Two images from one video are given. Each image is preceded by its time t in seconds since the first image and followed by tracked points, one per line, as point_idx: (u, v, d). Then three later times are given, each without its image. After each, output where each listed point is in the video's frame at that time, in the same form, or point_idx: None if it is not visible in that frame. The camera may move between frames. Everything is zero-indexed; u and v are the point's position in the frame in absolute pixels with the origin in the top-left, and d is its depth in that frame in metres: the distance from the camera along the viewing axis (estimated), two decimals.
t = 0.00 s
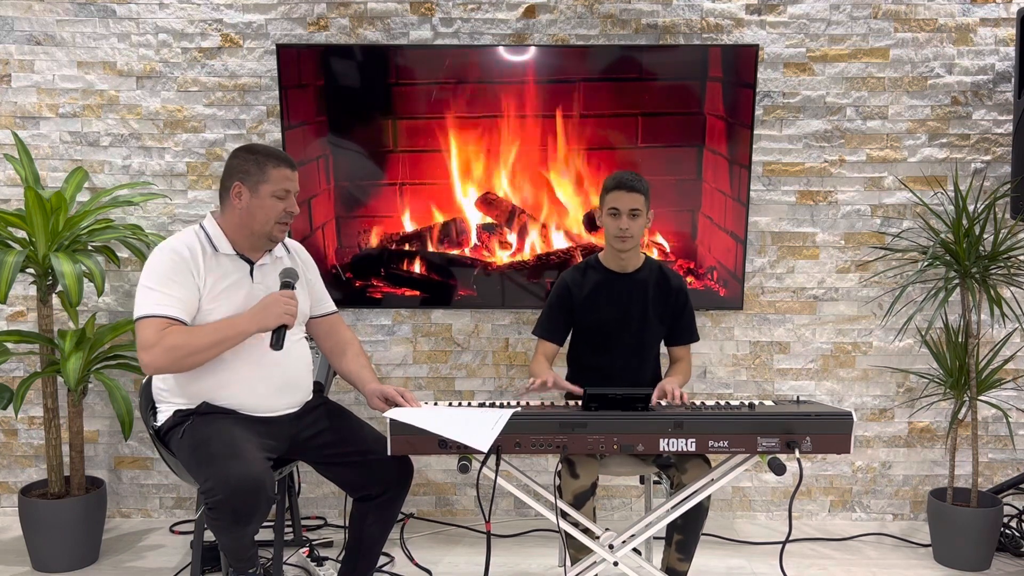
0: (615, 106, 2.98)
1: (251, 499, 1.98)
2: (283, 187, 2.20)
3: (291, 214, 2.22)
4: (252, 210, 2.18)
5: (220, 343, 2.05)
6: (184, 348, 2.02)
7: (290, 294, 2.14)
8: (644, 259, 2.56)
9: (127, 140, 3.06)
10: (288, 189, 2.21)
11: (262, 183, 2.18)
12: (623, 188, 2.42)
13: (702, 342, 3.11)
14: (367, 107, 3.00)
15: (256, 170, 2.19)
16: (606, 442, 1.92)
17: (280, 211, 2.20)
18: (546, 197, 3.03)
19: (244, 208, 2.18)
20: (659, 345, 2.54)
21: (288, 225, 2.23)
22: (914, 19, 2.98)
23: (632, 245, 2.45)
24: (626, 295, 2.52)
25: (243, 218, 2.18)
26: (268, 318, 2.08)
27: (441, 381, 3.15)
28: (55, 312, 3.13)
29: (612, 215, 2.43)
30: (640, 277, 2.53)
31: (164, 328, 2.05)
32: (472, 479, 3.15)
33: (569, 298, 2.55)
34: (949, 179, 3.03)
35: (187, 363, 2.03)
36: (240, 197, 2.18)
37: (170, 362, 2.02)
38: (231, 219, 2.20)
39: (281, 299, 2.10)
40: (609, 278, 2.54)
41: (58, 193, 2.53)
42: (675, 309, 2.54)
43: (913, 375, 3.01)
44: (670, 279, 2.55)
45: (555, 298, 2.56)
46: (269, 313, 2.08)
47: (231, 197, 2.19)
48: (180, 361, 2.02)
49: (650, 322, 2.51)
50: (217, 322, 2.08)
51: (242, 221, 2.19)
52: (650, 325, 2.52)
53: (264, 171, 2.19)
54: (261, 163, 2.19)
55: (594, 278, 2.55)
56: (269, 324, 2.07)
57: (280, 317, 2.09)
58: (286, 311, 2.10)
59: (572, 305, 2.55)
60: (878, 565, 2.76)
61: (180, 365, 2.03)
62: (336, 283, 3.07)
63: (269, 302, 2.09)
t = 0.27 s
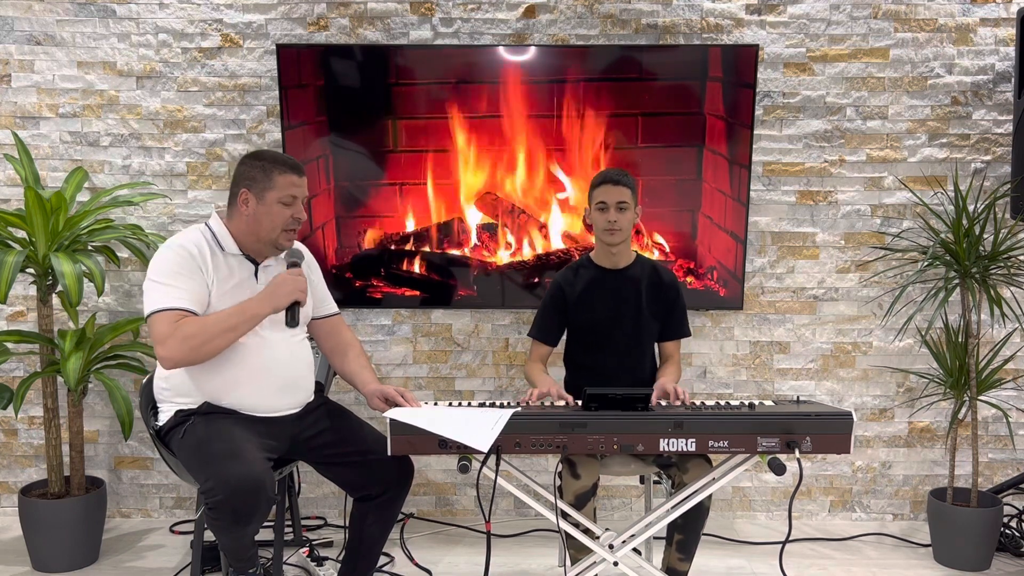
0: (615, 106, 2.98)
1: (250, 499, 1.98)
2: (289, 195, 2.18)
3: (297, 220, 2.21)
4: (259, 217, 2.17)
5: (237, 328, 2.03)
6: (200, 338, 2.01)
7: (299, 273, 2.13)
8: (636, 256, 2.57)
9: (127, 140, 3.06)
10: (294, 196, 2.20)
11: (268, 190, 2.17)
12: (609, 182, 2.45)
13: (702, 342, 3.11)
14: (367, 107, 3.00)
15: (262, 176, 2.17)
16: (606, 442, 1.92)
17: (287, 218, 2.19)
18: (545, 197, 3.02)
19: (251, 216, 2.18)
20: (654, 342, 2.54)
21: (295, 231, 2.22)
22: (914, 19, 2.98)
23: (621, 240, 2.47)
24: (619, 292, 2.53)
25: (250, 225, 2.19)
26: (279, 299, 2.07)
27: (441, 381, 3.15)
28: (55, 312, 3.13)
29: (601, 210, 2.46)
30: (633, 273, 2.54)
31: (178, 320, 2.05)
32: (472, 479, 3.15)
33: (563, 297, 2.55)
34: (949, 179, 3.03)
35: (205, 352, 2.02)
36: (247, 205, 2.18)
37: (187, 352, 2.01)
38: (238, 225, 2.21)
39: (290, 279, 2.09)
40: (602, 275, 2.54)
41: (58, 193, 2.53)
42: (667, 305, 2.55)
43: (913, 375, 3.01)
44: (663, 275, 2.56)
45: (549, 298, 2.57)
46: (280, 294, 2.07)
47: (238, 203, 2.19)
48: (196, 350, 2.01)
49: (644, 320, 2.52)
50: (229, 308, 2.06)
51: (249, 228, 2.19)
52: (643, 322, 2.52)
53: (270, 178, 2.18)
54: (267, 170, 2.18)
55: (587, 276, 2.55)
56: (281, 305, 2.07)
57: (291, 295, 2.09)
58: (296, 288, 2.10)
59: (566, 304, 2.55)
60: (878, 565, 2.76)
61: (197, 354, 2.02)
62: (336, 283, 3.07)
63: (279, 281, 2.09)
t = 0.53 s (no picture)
0: (615, 105, 2.98)
1: (251, 499, 1.98)
2: (264, 182, 2.16)
3: (275, 209, 2.18)
4: (240, 206, 2.19)
5: (230, 303, 1.99)
6: (196, 321, 1.98)
7: (283, 234, 2.07)
8: (629, 254, 2.57)
9: (127, 140, 3.06)
10: (271, 184, 2.17)
11: (245, 179, 2.17)
12: (598, 180, 2.45)
13: (702, 342, 3.11)
14: (367, 107, 3.00)
15: (242, 166, 2.18)
16: (606, 442, 1.91)
17: (264, 207, 2.17)
18: (545, 196, 3.03)
19: (236, 207, 2.21)
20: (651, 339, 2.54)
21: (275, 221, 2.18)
22: (914, 19, 2.98)
23: (613, 237, 2.47)
24: (613, 290, 2.53)
25: (236, 217, 2.21)
26: (267, 262, 2.02)
27: (441, 381, 3.15)
28: (55, 312, 3.13)
29: (591, 208, 2.46)
30: (626, 270, 2.54)
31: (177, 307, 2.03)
32: (472, 479, 3.15)
33: (558, 298, 2.56)
34: (949, 179, 3.03)
35: (205, 334, 1.99)
36: (235, 196, 2.21)
37: (188, 336, 1.99)
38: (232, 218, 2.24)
39: (273, 238, 2.03)
40: (595, 275, 2.55)
41: (58, 193, 2.53)
42: (661, 301, 2.56)
43: (913, 375, 3.01)
44: (656, 272, 2.56)
45: (544, 300, 2.58)
46: (266, 256, 2.02)
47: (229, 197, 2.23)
48: (196, 333, 1.99)
49: (639, 318, 2.51)
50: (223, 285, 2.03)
51: (237, 220, 2.22)
52: (639, 319, 2.52)
53: (249, 167, 2.17)
54: (247, 160, 2.18)
55: (581, 276, 2.56)
56: (269, 266, 2.01)
57: (277, 255, 2.02)
58: (281, 248, 2.03)
59: (562, 305, 2.56)
60: (878, 565, 2.76)
61: (198, 336, 1.99)
62: (336, 283, 3.07)
63: (263, 245, 2.03)
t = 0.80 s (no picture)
0: (615, 106, 2.98)
1: (250, 499, 1.98)
2: (259, 180, 2.15)
3: (270, 207, 2.17)
4: (236, 205, 2.18)
5: (219, 297, 1.98)
6: (186, 316, 1.98)
7: (272, 228, 2.05)
8: (624, 253, 2.58)
9: (127, 140, 3.06)
10: (267, 182, 2.16)
11: (241, 177, 2.16)
12: (590, 181, 2.45)
13: (702, 342, 3.11)
14: (367, 108, 3.00)
15: (238, 164, 2.18)
16: (606, 442, 1.91)
17: (260, 205, 2.16)
18: (545, 197, 3.03)
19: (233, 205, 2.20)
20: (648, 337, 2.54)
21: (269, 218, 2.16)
22: (914, 19, 2.98)
23: (606, 237, 2.48)
24: (608, 290, 2.53)
25: (234, 216, 2.21)
26: (255, 254, 2.00)
27: (441, 381, 3.15)
28: (55, 312, 3.13)
29: (583, 209, 2.47)
30: (620, 269, 2.54)
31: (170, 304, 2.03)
32: (472, 479, 3.15)
33: (553, 298, 2.56)
34: (949, 179, 3.03)
35: (196, 330, 1.99)
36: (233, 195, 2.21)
37: (179, 333, 1.98)
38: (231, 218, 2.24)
39: (260, 230, 2.01)
40: (590, 274, 2.55)
41: (58, 193, 2.53)
42: (656, 299, 2.56)
43: (913, 375, 3.01)
44: (651, 270, 2.56)
45: (540, 301, 2.58)
46: (254, 249, 2.00)
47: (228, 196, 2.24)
48: (187, 328, 1.98)
49: (636, 316, 2.51)
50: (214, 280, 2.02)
51: (235, 219, 2.21)
52: (636, 317, 2.51)
53: (245, 165, 2.16)
54: (242, 158, 2.17)
55: (576, 276, 2.57)
56: (256, 259, 1.99)
57: (266, 247, 2.00)
58: (269, 240, 2.01)
59: (557, 305, 2.56)
60: (878, 565, 2.76)
61: (189, 332, 1.99)
62: (336, 283, 3.07)
63: (252, 239, 2.02)
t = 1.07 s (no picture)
0: (615, 105, 2.98)
1: (249, 499, 1.98)
2: (259, 181, 2.15)
3: (270, 208, 2.16)
4: (235, 206, 2.18)
5: (219, 301, 1.98)
6: (187, 320, 1.98)
7: (273, 232, 2.05)
8: (623, 254, 2.57)
9: (127, 140, 3.06)
10: (267, 183, 2.16)
11: (241, 178, 2.16)
12: (589, 184, 2.45)
13: (702, 342, 3.11)
14: (367, 108, 3.00)
15: (238, 165, 2.17)
16: (606, 442, 1.91)
17: (260, 206, 2.16)
18: (545, 197, 3.03)
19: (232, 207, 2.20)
20: (647, 338, 2.54)
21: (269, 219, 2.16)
22: (914, 19, 2.98)
23: (605, 240, 2.47)
24: (608, 291, 2.53)
25: (234, 217, 2.21)
26: (255, 259, 2.00)
27: (441, 381, 3.15)
28: (55, 312, 3.13)
29: (583, 212, 2.46)
30: (621, 270, 2.54)
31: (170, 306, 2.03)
32: (472, 479, 3.15)
33: (554, 299, 2.56)
34: (949, 179, 3.03)
35: (197, 334, 1.99)
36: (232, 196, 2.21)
37: (179, 336, 1.98)
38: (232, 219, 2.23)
39: (261, 234, 2.01)
40: (590, 275, 2.55)
41: (58, 193, 2.53)
42: (656, 300, 2.56)
43: (913, 375, 3.01)
44: (651, 271, 2.56)
45: (540, 302, 2.58)
46: (254, 253, 2.00)
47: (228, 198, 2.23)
48: (187, 332, 1.98)
49: (636, 318, 2.51)
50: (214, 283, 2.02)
51: (236, 221, 2.21)
52: (636, 318, 2.51)
53: (245, 167, 2.16)
54: (242, 159, 2.17)
55: (576, 277, 2.56)
56: (256, 263, 1.99)
57: (266, 251, 2.00)
58: (270, 245, 2.01)
59: (558, 306, 2.56)
60: (878, 565, 2.76)
61: (189, 336, 1.99)
62: (336, 283, 3.07)
63: (253, 243, 2.02)
